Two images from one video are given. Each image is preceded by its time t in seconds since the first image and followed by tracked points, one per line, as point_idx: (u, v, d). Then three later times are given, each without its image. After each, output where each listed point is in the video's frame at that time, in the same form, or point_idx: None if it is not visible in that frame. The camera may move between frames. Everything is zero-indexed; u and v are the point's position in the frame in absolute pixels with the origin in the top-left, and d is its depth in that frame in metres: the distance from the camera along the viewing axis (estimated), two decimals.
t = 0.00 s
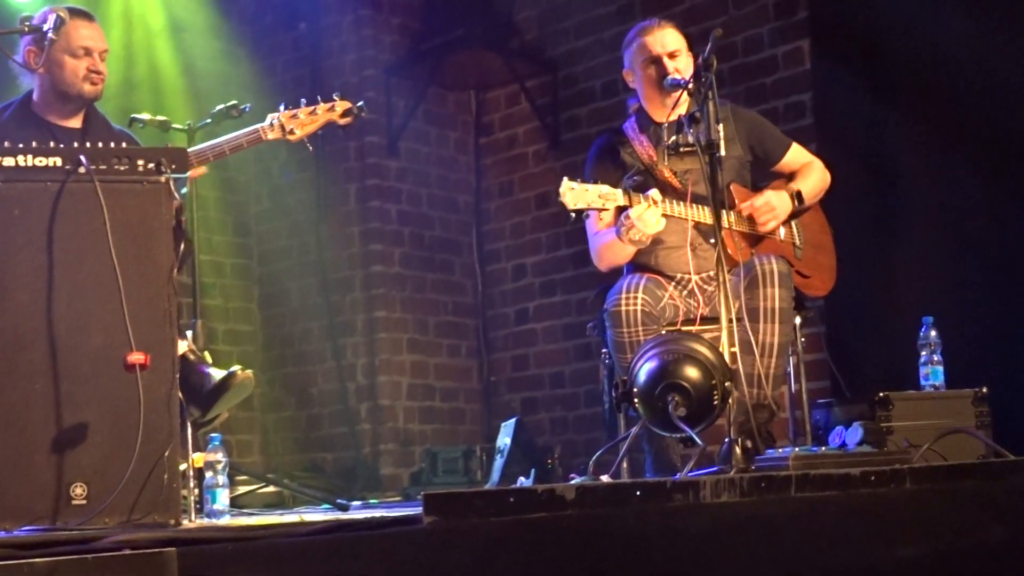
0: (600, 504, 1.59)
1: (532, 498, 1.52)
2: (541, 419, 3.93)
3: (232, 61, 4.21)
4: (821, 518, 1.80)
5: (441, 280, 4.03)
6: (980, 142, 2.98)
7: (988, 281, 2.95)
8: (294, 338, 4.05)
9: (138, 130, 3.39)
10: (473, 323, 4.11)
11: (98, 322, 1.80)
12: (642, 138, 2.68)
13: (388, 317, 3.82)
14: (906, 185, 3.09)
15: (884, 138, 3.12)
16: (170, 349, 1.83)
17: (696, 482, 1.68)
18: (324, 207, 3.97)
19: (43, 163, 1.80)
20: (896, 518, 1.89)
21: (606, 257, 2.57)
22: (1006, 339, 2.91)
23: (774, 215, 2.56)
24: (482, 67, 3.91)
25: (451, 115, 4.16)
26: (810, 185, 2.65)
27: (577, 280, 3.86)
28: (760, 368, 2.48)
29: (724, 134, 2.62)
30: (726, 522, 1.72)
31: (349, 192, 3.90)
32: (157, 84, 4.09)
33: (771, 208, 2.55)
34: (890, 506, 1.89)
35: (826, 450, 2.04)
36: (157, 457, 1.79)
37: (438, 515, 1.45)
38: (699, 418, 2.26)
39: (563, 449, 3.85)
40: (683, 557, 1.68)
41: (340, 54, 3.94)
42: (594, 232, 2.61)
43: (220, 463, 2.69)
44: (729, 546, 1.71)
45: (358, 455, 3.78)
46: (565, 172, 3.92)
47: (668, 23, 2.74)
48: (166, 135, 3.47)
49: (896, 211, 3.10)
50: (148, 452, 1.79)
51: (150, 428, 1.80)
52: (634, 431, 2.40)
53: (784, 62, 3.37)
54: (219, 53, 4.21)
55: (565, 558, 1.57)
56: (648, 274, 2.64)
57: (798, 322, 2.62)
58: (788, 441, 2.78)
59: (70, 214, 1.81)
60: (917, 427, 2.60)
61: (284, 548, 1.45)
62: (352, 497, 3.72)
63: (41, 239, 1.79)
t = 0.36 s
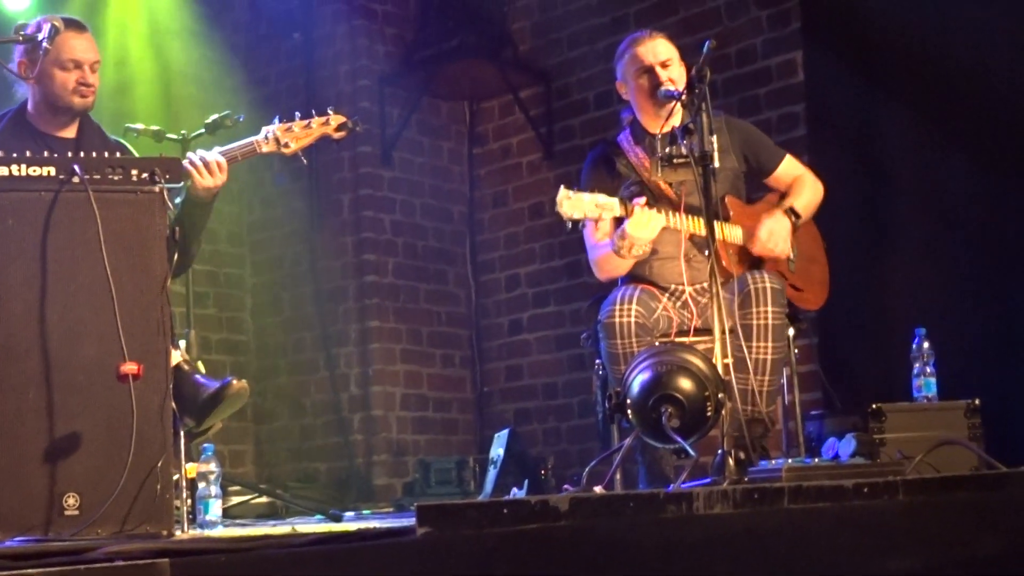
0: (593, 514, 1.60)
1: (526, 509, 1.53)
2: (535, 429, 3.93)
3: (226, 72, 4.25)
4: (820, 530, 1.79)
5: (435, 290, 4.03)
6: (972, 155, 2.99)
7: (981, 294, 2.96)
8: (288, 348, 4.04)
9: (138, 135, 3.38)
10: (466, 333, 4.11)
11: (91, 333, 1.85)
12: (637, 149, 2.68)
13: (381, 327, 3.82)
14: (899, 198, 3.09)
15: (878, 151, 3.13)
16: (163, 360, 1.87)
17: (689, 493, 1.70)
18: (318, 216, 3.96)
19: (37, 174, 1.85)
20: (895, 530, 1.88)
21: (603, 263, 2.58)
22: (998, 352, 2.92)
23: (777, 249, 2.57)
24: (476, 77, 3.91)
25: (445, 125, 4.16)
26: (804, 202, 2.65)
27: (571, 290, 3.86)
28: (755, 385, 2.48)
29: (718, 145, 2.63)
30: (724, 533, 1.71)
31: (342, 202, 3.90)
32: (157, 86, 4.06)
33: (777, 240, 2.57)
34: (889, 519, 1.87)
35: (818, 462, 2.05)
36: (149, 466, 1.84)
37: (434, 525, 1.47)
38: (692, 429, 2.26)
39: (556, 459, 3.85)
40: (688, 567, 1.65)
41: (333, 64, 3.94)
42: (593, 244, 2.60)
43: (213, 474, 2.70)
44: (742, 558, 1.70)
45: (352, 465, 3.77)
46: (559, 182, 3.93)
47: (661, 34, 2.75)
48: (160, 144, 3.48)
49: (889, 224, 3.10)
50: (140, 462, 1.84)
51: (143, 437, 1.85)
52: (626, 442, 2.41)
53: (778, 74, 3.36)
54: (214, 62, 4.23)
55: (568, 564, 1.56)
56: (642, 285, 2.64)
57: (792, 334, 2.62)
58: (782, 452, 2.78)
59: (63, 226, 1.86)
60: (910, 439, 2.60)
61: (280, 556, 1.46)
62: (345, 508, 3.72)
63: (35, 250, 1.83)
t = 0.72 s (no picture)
0: (578, 522, 1.60)
1: (511, 515, 1.54)
2: (524, 437, 3.92)
3: (212, 81, 4.23)
4: (804, 537, 1.81)
5: (424, 299, 4.03)
6: (959, 163, 3.00)
7: (968, 303, 2.98)
8: (276, 357, 4.03)
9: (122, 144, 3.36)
10: (455, 342, 4.11)
11: (77, 342, 1.84)
12: (625, 157, 2.69)
13: (370, 335, 3.82)
14: (887, 206, 3.11)
15: (864, 159, 3.15)
16: (148, 368, 1.86)
17: (675, 500, 1.70)
18: (306, 224, 3.96)
19: (21, 181, 1.84)
20: (882, 538, 1.89)
21: (586, 271, 2.58)
22: (985, 360, 2.94)
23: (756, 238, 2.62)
24: (465, 85, 3.92)
25: (434, 134, 4.17)
26: (791, 203, 2.66)
27: (559, 298, 3.86)
28: (741, 388, 2.49)
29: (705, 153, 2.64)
30: (709, 540, 1.71)
31: (330, 210, 3.90)
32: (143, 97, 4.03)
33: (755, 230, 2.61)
34: (876, 526, 1.88)
35: (805, 469, 2.04)
36: (135, 477, 1.83)
37: (416, 532, 1.47)
38: (679, 436, 2.26)
39: (545, 468, 3.85)
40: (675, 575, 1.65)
41: (321, 72, 3.94)
42: (579, 250, 2.58)
43: (201, 483, 2.69)
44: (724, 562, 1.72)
45: (340, 474, 3.76)
46: (548, 190, 3.93)
47: (647, 43, 2.76)
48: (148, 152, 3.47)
49: (876, 232, 3.12)
50: (127, 472, 1.83)
51: (128, 446, 1.84)
52: (612, 449, 2.41)
53: (767, 83, 3.38)
54: (200, 71, 4.19)
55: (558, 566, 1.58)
56: (629, 293, 2.64)
57: (779, 341, 2.62)
58: (770, 459, 2.79)
59: (48, 233, 1.85)
60: (896, 445, 2.61)
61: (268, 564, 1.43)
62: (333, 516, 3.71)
63: (20, 259, 1.83)
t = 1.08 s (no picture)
0: (567, 524, 1.60)
1: (498, 517, 1.55)
2: (513, 440, 3.92)
3: (200, 81, 4.21)
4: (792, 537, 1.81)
5: (412, 301, 4.02)
6: (947, 167, 3.02)
7: (955, 305, 2.99)
8: (264, 359, 4.02)
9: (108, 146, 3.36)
10: (443, 344, 4.10)
11: (63, 344, 1.83)
12: (612, 159, 2.69)
13: (358, 338, 3.81)
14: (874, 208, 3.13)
15: (851, 162, 3.16)
16: (136, 370, 1.85)
17: (664, 500, 1.69)
18: (293, 227, 3.95)
19: (5, 183, 1.84)
20: (873, 538, 1.89)
21: (572, 282, 2.55)
22: (971, 362, 2.95)
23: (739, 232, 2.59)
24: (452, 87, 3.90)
25: (422, 136, 4.16)
26: (778, 203, 2.67)
27: (548, 300, 3.86)
28: (729, 388, 2.50)
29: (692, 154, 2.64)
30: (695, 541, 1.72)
31: (318, 212, 3.89)
32: (130, 97, 4.02)
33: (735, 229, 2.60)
34: (865, 527, 1.87)
35: (793, 469, 2.05)
36: (123, 478, 1.82)
37: (402, 533, 1.48)
38: (667, 437, 2.26)
39: (534, 470, 3.85)
40: None
41: (309, 75, 3.93)
42: (565, 257, 2.58)
43: (188, 486, 2.69)
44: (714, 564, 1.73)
45: (328, 477, 3.76)
46: (536, 192, 3.93)
47: (636, 45, 2.76)
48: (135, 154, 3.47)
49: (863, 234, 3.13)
50: (114, 474, 1.82)
51: (116, 448, 1.83)
52: (600, 451, 2.42)
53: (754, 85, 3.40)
54: (188, 71, 4.18)
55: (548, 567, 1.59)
56: (617, 294, 2.65)
57: (766, 342, 2.63)
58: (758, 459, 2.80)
59: (34, 236, 1.84)
60: (883, 445, 2.62)
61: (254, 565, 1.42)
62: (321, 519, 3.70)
63: (6, 261, 1.82)
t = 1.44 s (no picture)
0: (561, 520, 1.60)
1: (494, 512, 1.53)
2: (506, 436, 3.92)
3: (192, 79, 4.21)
4: (785, 534, 1.81)
5: (405, 298, 4.02)
6: (937, 164, 3.03)
7: (946, 300, 3.00)
8: (257, 357, 4.02)
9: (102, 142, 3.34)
10: (436, 341, 4.10)
11: (55, 341, 1.83)
12: (604, 156, 2.69)
13: (351, 335, 3.81)
14: (866, 204, 3.13)
15: (843, 158, 3.16)
16: (128, 367, 1.85)
17: (657, 496, 1.69)
18: (286, 224, 3.94)
19: None
20: (868, 533, 1.89)
21: (566, 278, 2.56)
22: (963, 357, 2.96)
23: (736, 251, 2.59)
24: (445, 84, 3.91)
25: (414, 133, 4.16)
26: (771, 203, 2.68)
27: (541, 297, 3.87)
28: (724, 387, 2.49)
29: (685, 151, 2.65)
30: (689, 536, 1.71)
31: (311, 209, 3.88)
32: (123, 96, 4.02)
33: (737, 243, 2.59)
34: (858, 522, 1.88)
35: (786, 464, 2.05)
36: (116, 475, 1.82)
37: (395, 530, 1.45)
38: (660, 433, 2.26)
39: (527, 466, 3.85)
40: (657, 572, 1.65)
41: (301, 72, 3.92)
42: (558, 254, 2.58)
43: (181, 482, 2.68)
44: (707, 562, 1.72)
45: (322, 473, 3.75)
46: (529, 189, 3.93)
47: (628, 41, 2.76)
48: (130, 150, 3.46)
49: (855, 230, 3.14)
50: (108, 472, 1.82)
51: (109, 445, 1.83)
52: (594, 447, 2.41)
53: (745, 81, 3.39)
54: (182, 69, 4.17)
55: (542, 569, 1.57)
56: (609, 290, 2.64)
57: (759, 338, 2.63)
58: (751, 455, 2.81)
59: (26, 233, 1.84)
60: (877, 441, 2.62)
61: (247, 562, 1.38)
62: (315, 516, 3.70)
63: None
